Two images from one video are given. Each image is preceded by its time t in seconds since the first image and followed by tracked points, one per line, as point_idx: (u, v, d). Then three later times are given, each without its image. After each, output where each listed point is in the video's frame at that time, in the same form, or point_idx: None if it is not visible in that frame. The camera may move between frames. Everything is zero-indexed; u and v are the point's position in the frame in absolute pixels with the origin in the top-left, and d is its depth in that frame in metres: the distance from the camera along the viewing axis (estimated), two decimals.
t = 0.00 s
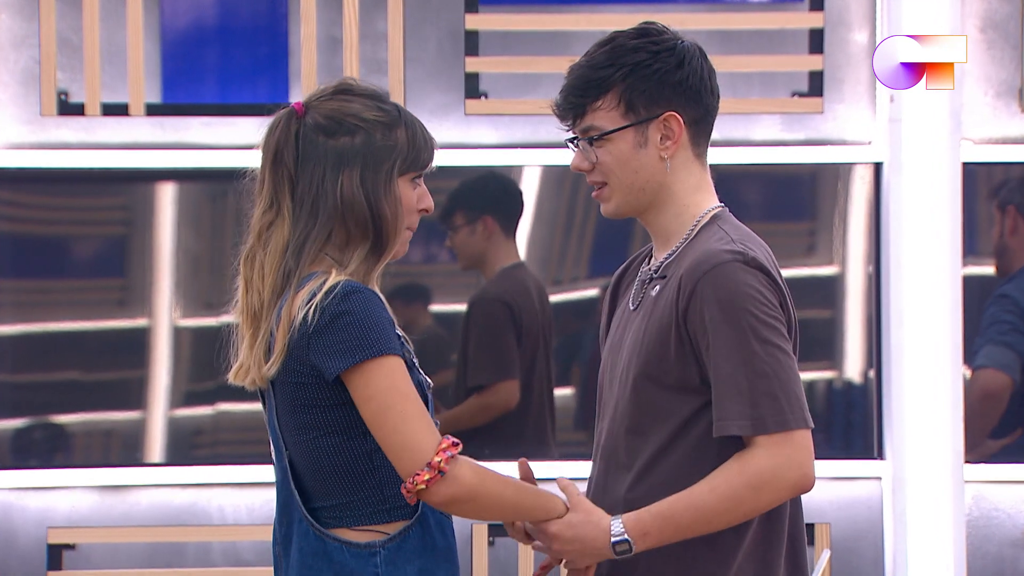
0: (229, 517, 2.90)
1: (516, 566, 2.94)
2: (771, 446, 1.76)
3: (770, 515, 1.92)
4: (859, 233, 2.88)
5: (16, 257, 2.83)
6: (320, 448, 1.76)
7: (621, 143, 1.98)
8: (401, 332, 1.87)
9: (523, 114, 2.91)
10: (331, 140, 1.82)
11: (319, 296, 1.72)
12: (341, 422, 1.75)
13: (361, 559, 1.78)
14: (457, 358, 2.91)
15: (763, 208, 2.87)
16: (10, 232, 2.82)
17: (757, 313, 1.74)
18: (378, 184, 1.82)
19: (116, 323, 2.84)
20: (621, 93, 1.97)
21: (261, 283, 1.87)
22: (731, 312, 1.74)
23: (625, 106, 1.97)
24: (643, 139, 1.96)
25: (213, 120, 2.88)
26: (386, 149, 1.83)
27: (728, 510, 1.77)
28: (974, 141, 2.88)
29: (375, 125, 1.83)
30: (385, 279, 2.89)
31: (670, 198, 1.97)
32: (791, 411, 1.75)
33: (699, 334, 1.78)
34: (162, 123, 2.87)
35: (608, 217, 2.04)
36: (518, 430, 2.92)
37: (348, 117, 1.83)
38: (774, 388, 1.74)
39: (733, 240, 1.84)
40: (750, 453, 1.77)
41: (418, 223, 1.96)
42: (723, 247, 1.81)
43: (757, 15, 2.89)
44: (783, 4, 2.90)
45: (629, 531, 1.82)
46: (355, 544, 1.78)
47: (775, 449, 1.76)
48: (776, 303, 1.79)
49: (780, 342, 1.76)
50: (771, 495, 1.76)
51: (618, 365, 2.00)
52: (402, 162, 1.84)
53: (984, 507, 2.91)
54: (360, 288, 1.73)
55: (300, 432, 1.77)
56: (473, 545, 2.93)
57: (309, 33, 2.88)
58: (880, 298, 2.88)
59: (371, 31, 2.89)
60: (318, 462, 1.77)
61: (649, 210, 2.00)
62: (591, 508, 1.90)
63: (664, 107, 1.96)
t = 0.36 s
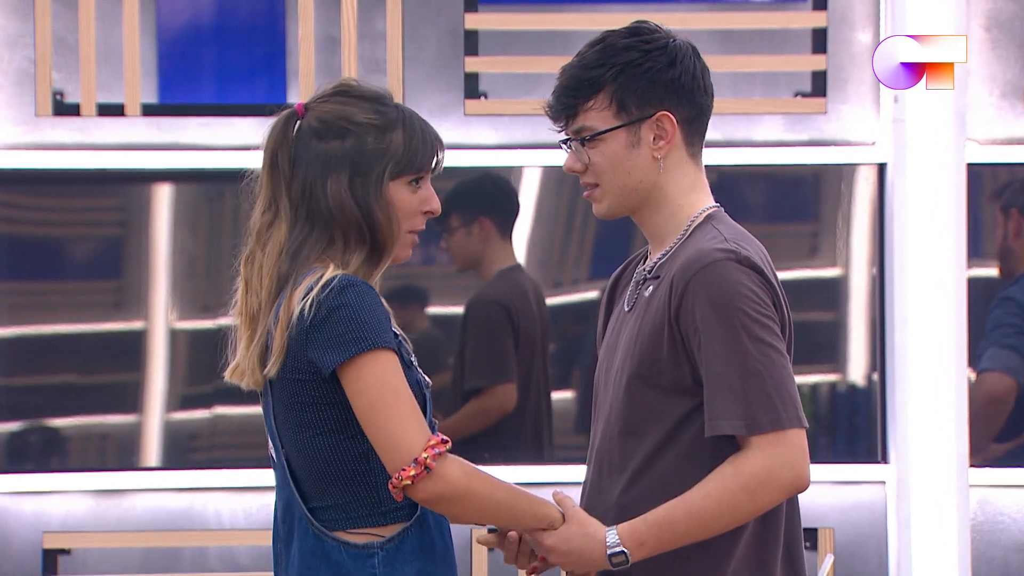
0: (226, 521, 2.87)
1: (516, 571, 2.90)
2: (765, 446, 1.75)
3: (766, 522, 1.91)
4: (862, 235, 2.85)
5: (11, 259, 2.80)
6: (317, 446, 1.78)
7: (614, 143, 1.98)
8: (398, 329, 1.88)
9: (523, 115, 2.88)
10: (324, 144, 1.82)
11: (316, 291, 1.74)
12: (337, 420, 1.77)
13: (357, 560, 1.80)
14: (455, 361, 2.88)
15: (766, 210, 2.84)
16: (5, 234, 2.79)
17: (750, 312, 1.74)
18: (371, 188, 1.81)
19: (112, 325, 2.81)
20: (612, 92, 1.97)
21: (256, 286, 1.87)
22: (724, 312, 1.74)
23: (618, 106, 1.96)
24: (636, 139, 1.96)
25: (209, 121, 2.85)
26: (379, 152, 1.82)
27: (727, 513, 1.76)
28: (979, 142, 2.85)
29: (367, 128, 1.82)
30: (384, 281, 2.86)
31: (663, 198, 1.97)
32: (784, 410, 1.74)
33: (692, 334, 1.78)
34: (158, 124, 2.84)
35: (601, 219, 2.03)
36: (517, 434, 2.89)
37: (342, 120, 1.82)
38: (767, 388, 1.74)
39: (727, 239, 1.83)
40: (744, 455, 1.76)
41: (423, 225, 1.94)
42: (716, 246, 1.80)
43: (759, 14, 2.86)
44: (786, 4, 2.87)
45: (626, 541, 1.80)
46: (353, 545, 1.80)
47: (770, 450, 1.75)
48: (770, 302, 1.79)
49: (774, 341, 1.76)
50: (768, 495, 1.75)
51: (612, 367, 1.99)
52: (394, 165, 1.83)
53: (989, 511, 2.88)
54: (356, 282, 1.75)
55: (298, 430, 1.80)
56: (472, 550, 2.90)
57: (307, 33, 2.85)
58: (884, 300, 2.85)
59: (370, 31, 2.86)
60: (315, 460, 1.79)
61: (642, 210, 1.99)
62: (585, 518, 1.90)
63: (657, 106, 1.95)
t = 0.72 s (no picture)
0: (222, 529, 2.83)
1: None
2: (768, 449, 1.72)
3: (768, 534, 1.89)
4: (866, 240, 2.82)
5: (6, 263, 2.77)
6: (303, 452, 1.76)
7: (613, 145, 1.95)
8: (387, 333, 1.85)
9: (522, 118, 2.85)
10: (312, 153, 1.80)
11: (303, 294, 1.71)
12: (324, 426, 1.75)
13: (345, 566, 1.78)
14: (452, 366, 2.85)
15: (768, 214, 2.81)
16: None
17: (750, 313, 1.71)
18: (358, 197, 1.79)
19: (107, 331, 2.78)
20: (611, 94, 1.94)
21: (246, 296, 1.86)
22: (723, 314, 1.71)
23: (616, 108, 1.93)
24: (635, 141, 1.93)
25: (206, 124, 2.82)
26: (366, 159, 1.79)
27: (734, 518, 1.73)
28: (984, 145, 2.82)
29: (354, 135, 1.79)
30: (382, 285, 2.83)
31: (660, 202, 1.94)
32: (787, 411, 1.71)
33: (690, 337, 1.75)
34: (154, 128, 2.81)
35: (598, 223, 1.99)
36: (516, 440, 2.86)
37: (329, 128, 1.80)
38: (769, 389, 1.71)
39: (724, 240, 1.81)
40: (748, 459, 1.73)
41: (423, 228, 1.91)
42: (712, 248, 1.78)
43: (761, 16, 2.83)
44: (789, 5, 2.84)
45: (635, 553, 1.78)
46: (341, 551, 1.78)
47: (774, 451, 1.72)
48: (769, 303, 1.76)
49: (774, 341, 1.73)
50: (774, 498, 1.73)
51: (607, 373, 1.96)
52: (384, 171, 1.79)
53: (994, 519, 2.85)
54: (345, 286, 1.72)
55: (285, 435, 1.78)
56: (471, 558, 2.86)
57: (305, 36, 2.83)
58: (888, 305, 2.82)
59: (368, 33, 2.83)
60: (301, 466, 1.78)
61: (640, 214, 1.96)
62: (592, 533, 1.85)
63: (656, 108, 1.93)
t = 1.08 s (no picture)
0: (219, 537, 2.81)
1: None
2: (770, 454, 1.69)
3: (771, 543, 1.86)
4: (870, 245, 2.79)
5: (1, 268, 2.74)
6: (298, 459, 1.73)
7: (614, 148, 1.92)
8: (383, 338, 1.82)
9: (522, 121, 2.82)
10: (326, 155, 1.77)
11: (301, 300, 1.68)
12: (320, 434, 1.72)
13: (341, 575, 1.75)
14: (451, 372, 2.82)
15: (771, 218, 2.78)
16: None
17: (750, 317, 1.68)
18: (378, 197, 1.77)
19: (103, 337, 2.75)
20: (612, 96, 1.91)
21: (247, 303, 1.81)
22: (723, 318, 1.68)
23: (618, 111, 1.90)
24: (636, 144, 1.90)
25: (203, 127, 2.79)
26: (385, 161, 1.77)
27: (737, 525, 1.70)
28: (988, 149, 2.80)
29: (371, 136, 1.77)
30: (380, 290, 2.80)
31: (661, 206, 1.91)
32: (789, 416, 1.68)
33: (691, 342, 1.72)
34: (150, 131, 2.78)
35: (597, 226, 1.96)
36: (516, 446, 2.83)
37: (343, 130, 1.77)
38: (771, 394, 1.68)
39: (723, 243, 1.78)
40: (750, 465, 1.70)
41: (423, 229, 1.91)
42: (711, 251, 1.75)
43: (763, 19, 2.81)
44: (791, 7, 2.83)
45: (637, 562, 1.74)
46: (337, 559, 1.75)
47: (777, 458, 1.69)
48: (770, 306, 1.74)
49: (775, 345, 1.71)
50: (777, 504, 1.69)
51: (605, 378, 1.93)
52: (401, 172, 1.79)
53: (998, 527, 2.82)
54: (343, 292, 1.69)
55: (280, 442, 1.75)
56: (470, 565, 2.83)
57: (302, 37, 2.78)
58: (892, 311, 2.80)
59: (367, 36, 2.80)
60: (296, 473, 1.74)
61: (639, 218, 1.93)
62: (595, 546, 1.81)
63: (658, 111, 1.90)
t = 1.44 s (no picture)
0: (215, 543, 2.77)
1: None
2: (772, 458, 1.66)
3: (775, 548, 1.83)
4: (873, 248, 2.76)
5: None
6: (293, 464, 1.70)
7: (615, 149, 1.89)
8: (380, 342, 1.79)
9: (522, 123, 2.79)
10: (327, 154, 1.74)
11: (295, 303, 1.66)
12: (315, 439, 1.69)
13: None
14: (450, 376, 2.79)
15: (774, 221, 2.75)
16: None
17: (752, 321, 1.66)
18: (379, 197, 1.74)
19: (98, 341, 2.72)
20: (614, 98, 1.88)
21: (243, 305, 1.77)
22: (724, 322, 1.65)
23: (620, 112, 1.88)
24: (637, 146, 1.87)
25: (199, 129, 2.75)
26: (385, 160, 1.75)
27: (738, 530, 1.67)
28: (992, 152, 2.77)
29: (371, 136, 1.74)
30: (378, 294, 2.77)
31: (663, 209, 1.88)
32: (791, 420, 1.65)
33: (692, 345, 1.69)
34: (145, 133, 2.75)
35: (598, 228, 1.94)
36: (516, 451, 2.80)
37: (343, 129, 1.74)
38: (773, 397, 1.65)
39: (725, 247, 1.75)
40: (752, 469, 1.67)
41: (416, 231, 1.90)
42: (713, 254, 1.72)
43: (766, 19, 2.78)
44: (795, 8, 2.79)
45: (637, 567, 1.72)
46: (335, 565, 1.73)
47: (779, 462, 1.65)
48: (772, 310, 1.71)
49: (777, 350, 1.68)
50: (779, 509, 1.66)
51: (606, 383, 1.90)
52: (400, 172, 1.76)
53: (1003, 533, 2.79)
54: (340, 295, 1.66)
55: (275, 447, 1.72)
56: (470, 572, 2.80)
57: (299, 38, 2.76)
58: (895, 315, 2.77)
59: (365, 37, 2.78)
60: (291, 478, 1.72)
61: (641, 221, 1.90)
62: (595, 551, 1.78)
63: (661, 113, 1.87)
